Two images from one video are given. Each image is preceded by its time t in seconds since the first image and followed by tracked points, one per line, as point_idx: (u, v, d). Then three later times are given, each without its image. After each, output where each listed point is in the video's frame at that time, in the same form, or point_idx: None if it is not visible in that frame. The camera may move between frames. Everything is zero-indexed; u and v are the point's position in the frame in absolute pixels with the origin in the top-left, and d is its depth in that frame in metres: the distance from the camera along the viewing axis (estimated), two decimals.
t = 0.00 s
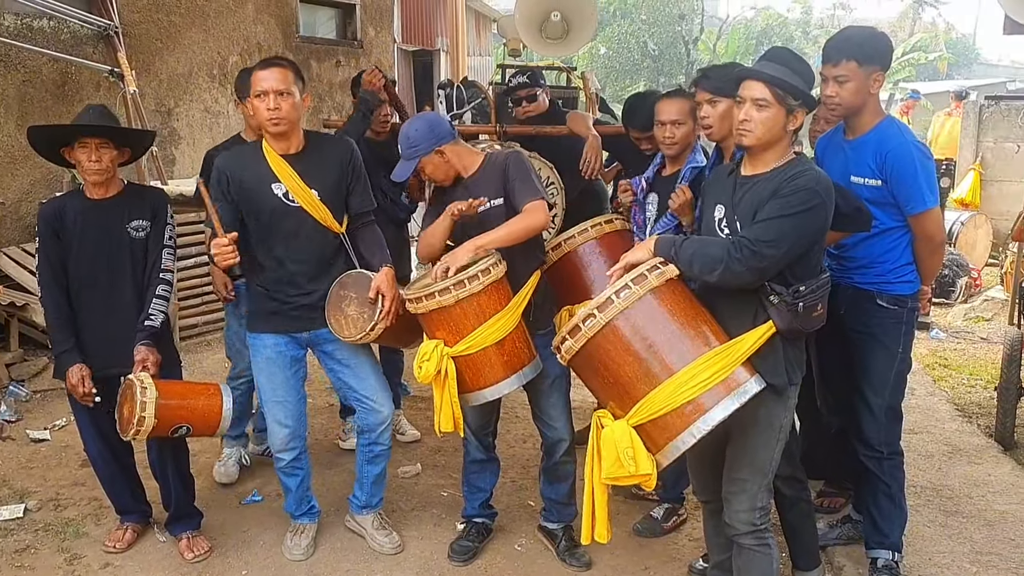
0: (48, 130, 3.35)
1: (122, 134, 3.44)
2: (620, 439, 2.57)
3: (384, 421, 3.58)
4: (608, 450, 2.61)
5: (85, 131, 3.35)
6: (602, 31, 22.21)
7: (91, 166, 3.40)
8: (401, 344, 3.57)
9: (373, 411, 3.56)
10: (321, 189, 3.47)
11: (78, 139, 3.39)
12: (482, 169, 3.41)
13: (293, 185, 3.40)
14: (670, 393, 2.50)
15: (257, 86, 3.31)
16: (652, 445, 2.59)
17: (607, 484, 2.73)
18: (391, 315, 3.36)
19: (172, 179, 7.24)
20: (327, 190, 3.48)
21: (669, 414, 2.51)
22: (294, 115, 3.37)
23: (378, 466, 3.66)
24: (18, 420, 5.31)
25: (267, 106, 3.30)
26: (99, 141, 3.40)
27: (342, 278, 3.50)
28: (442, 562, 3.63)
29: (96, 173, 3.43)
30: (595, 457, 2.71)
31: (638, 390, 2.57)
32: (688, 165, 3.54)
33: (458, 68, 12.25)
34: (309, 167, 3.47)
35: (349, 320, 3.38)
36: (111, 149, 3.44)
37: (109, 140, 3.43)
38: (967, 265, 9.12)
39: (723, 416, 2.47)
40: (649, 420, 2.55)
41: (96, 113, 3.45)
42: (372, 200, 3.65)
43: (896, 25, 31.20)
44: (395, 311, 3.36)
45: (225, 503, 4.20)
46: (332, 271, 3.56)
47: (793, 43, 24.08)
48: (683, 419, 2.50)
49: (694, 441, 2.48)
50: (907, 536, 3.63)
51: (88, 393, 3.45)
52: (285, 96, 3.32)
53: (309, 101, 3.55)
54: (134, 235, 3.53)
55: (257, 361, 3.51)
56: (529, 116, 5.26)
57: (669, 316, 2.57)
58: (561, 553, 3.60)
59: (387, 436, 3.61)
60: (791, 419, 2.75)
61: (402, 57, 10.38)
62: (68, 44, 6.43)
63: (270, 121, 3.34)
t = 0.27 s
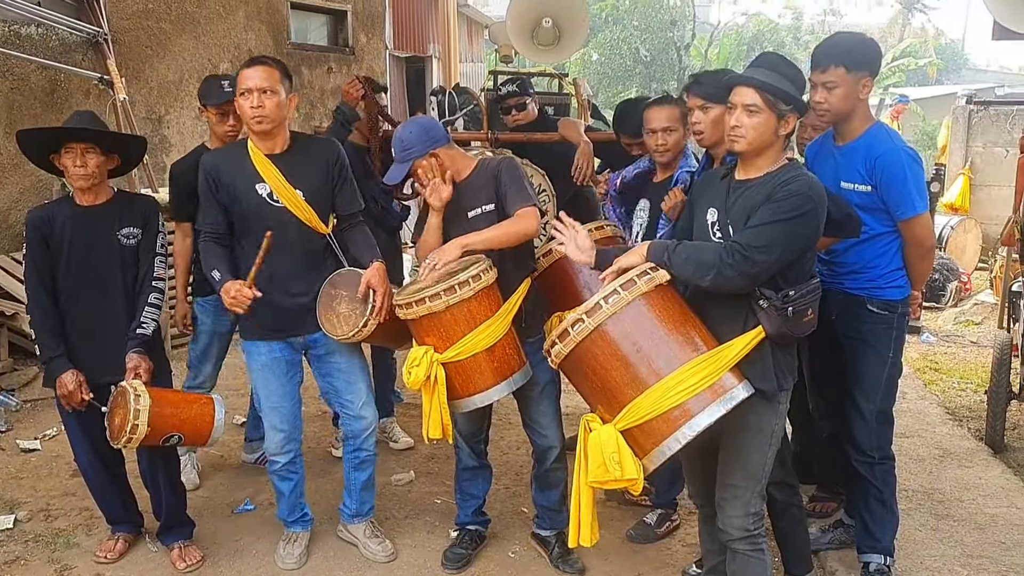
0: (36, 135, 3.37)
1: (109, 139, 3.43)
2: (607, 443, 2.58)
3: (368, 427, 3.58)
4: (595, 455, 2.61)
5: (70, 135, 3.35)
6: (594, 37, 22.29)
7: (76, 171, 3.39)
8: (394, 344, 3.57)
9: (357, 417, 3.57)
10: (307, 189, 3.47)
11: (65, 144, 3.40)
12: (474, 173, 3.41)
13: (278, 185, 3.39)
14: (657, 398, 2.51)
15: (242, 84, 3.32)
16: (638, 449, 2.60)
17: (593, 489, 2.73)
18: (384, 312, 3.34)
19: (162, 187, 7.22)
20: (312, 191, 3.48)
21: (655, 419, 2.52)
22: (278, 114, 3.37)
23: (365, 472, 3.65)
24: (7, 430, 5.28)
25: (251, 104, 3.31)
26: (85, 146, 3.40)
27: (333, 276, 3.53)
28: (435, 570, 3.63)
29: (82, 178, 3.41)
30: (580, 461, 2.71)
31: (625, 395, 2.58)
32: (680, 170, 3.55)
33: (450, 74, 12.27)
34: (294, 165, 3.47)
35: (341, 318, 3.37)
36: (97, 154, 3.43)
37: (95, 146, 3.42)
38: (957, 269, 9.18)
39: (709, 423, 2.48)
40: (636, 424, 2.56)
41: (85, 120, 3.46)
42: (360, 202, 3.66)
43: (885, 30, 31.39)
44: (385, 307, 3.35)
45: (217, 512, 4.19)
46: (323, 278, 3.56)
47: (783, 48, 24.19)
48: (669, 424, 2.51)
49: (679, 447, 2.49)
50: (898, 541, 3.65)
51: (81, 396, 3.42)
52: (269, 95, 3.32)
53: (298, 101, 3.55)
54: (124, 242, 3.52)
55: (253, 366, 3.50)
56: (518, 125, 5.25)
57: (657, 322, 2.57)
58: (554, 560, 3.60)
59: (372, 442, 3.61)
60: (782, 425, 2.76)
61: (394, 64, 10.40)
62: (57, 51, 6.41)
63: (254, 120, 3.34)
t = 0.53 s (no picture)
0: (25, 141, 3.36)
1: (98, 144, 3.42)
2: (596, 450, 2.58)
3: (359, 436, 3.56)
4: (585, 462, 2.62)
5: (59, 140, 3.33)
6: (587, 41, 22.32)
7: (65, 176, 3.38)
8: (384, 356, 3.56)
9: (347, 425, 3.55)
10: (301, 196, 3.46)
11: (54, 150, 3.38)
12: (466, 181, 3.40)
13: (272, 193, 3.38)
14: (647, 406, 2.50)
15: (232, 94, 3.33)
16: (628, 457, 2.59)
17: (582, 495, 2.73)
18: (375, 323, 3.33)
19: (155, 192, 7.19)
20: (306, 198, 3.47)
21: (646, 427, 2.51)
22: (269, 123, 3.37)
23: (356, 480, 3.63)
24: None
25: (241, 114, 3.31)
26: (74, 151, 3.38)
27: (323, 285, 3.49)
28: None
29: (72, 184, 3.40)
30: (570, 467, 2.72)
31: (615, 402, 2.57)
32: (670, 172, 3.58)
33: (443, 78, 12.26)
34: (287, 173, 3.46)
35: (331, 327, 3.35)
36: (86, 160, 3.41)
37: (85, 151, 3.40)
38: (949, 272, 9.20)
39: (698, 432, 2.47)
40: (625, 432, 2.55)
41: (77, 125, 3.45)
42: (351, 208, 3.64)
43: (877, 33, 31.52)
44: (378, 317, 3.34)
45: (209, 518, 4.16)
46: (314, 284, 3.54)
47: (775, 52, 24.26)
48: (660, 432, 2.50)
49: (668, 455, 2.48)
50: (892, 545, 3.64)
51: (76, 393, 3.40)
52: (259, 104, 3.33)
53: (287, 110, 3.55)
54: (116, 250, 3.50)
55: (238, 374, 3.48)
56: (510, 128, 5.26)
57: (649, 329, 2.56)
58: (548, 566, 3.58)
59: (363, 450, 3.59)
60: (773, 431, 2.75)
61: (386, 68, 10.38)
62: (49, 57, 6.39)
63: (244, 130, 3.34)
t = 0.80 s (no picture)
0: (16, 144, 3.35)
1: (88, 147, 3.41)
2: (589, 452, 2.56)
3: (355, 442, 3.54)
4: (577, 465, 2.60)
5: (49, 143, 3.32)
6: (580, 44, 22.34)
7: (56, 179, 3.36)
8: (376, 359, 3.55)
9: (342, 431, 3.53)
10: (298, 206, 3.45)
11: (45, 153, 3.37)
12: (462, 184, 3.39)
13: (269, 202, 3.37)
14: (640, 408, 2.49)
15: (231, 104, 3.29)
16: (620, 460, 2.58)
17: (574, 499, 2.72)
18: (366, 336, 3.32)
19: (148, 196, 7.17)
20: (303, 207, 3.46)
21: (638, 430, 2.50)
22: (269, 133, 3.36)
23: (351, 487, 3.62)
24: None
25: (242, 125, 3.30)
26: (64, 154, 3.37)
27: (318, 294, 3.46)
28: None
29: (63, 187, 3.38)
30: (563, 470, 2.71)
31: (608, 405, 2.57)
32: (664, 173, 3.55)
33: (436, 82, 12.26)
34: (285, 183, 3.45)
35: (323, 339, 3.35)
36: (77, 162, 3.40)
37: (75, 154, 3.39)
38: (942, 274, 9.22)
39: (691, 434, 2.47)
40: (618, 434, 2.54)
41: (68, 128, 3.44)
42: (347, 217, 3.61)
43: (869, 36, 31.62)
44: (368, 332, 3.32)
45: (202, 522, 4.14)
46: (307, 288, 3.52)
47: (768, 54, 24.32)
48: (652, 435, 2.49)
49: (662, 458, 2.47)
50: (886, 548, 3.64)
51: (72, 389, 3.38)
52: (261, 114, 3.32)
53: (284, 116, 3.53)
54: (107, 253, 3.48)
55: (233, 380, 3.47)
56: (501, 131, 5.28)
57: (640, 332, 2.56)
58: (541, 569, 3.57)
59: (359, 456, 3.58)
60: (765, 434, 2.75)
61: (379, 72, 10.38)
62: (43, 62, 6.31)
63: (245, 140, 3.33)
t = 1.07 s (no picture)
0: (14, 145, 3.32)
1: (87, 149, 3.38)
2: (580, 452, 2.57)
3: (348, 442, 3.53)
4: (568, 465, 2.61)
5: (48, 144, 3.30)
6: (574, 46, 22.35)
7: (54, 181, 3.35)
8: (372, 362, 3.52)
9: (335, 432, 3.52)
10: (292, 205, 3.44)
11: (43, 154, 3.35)
12: (457, 185, 3.40)
13: (262, 200, 3.37)
14: (630, 408, 2.49)
15: (226, 104, 3.29)
16: (612, 459, 2.58)
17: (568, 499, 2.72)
18: (360, 328, 3.30)
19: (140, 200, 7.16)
20: (297, 206, 3.45)
21: (629, 429, 2.50)
22: (264, 133, 3.36)
23: (346, 488, 3.60)
24: None
25: (237, 124, 3.29)
26: (62, 156, 3.35)
27: (313, 291, 3.47)
28: None
29: (61, 188, 3.37)
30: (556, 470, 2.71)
31: (599, 404, 2.56)
32: (655, 175, 3.54)
33: (429, 85, 12.27)
34: (279, 182, 3.44)
35: (318, 332, 3.32)
36: (75, 164, 3.38)
37: (74, 156, 3.37)
38: (936, 275, 9.25)
39: (681, 434, 2.46)
40: (609, 434, 2.54)
41: (66, 130, 3.42)
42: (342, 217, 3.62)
43: (862, 37, 31.71)
44: (363, 323, 3.30)
45: (196, 526, 4.13)
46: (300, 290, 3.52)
47: (762, 56, 24.37)
48: (643, 434, 2.49)
49: (652, 457, 2.47)
50: (880, 549, 3.64)
51: (68, 384, 3.36)
52: (255, 113, 3.32)
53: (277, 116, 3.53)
54: (105, 255, 3.46)
55: (229, 381, 3.46)
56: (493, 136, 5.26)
57: (631, 331, 2.56)
58: (536, 571, 3.57)
59: (352, 456, 3.56)
60: (759, 435, 2.75)
61: (372, 75, 10.38)
62: (34, 67, 6.19)
63: (240, 139, 3.32)
